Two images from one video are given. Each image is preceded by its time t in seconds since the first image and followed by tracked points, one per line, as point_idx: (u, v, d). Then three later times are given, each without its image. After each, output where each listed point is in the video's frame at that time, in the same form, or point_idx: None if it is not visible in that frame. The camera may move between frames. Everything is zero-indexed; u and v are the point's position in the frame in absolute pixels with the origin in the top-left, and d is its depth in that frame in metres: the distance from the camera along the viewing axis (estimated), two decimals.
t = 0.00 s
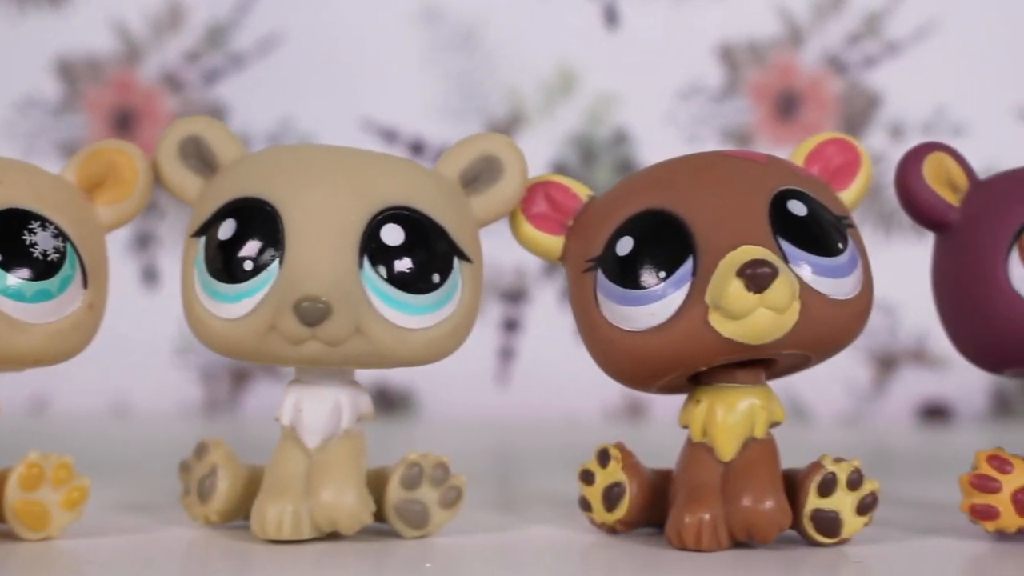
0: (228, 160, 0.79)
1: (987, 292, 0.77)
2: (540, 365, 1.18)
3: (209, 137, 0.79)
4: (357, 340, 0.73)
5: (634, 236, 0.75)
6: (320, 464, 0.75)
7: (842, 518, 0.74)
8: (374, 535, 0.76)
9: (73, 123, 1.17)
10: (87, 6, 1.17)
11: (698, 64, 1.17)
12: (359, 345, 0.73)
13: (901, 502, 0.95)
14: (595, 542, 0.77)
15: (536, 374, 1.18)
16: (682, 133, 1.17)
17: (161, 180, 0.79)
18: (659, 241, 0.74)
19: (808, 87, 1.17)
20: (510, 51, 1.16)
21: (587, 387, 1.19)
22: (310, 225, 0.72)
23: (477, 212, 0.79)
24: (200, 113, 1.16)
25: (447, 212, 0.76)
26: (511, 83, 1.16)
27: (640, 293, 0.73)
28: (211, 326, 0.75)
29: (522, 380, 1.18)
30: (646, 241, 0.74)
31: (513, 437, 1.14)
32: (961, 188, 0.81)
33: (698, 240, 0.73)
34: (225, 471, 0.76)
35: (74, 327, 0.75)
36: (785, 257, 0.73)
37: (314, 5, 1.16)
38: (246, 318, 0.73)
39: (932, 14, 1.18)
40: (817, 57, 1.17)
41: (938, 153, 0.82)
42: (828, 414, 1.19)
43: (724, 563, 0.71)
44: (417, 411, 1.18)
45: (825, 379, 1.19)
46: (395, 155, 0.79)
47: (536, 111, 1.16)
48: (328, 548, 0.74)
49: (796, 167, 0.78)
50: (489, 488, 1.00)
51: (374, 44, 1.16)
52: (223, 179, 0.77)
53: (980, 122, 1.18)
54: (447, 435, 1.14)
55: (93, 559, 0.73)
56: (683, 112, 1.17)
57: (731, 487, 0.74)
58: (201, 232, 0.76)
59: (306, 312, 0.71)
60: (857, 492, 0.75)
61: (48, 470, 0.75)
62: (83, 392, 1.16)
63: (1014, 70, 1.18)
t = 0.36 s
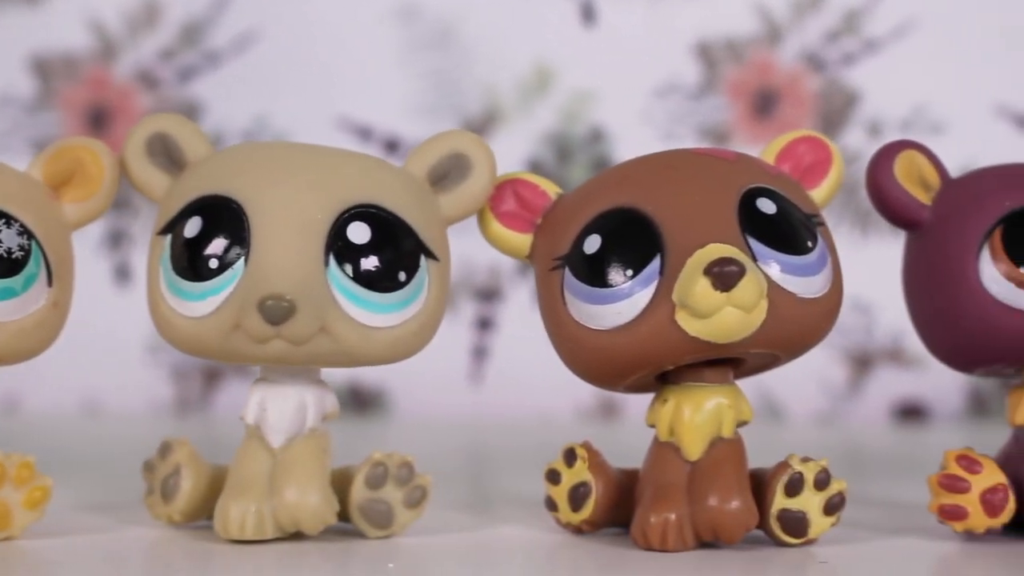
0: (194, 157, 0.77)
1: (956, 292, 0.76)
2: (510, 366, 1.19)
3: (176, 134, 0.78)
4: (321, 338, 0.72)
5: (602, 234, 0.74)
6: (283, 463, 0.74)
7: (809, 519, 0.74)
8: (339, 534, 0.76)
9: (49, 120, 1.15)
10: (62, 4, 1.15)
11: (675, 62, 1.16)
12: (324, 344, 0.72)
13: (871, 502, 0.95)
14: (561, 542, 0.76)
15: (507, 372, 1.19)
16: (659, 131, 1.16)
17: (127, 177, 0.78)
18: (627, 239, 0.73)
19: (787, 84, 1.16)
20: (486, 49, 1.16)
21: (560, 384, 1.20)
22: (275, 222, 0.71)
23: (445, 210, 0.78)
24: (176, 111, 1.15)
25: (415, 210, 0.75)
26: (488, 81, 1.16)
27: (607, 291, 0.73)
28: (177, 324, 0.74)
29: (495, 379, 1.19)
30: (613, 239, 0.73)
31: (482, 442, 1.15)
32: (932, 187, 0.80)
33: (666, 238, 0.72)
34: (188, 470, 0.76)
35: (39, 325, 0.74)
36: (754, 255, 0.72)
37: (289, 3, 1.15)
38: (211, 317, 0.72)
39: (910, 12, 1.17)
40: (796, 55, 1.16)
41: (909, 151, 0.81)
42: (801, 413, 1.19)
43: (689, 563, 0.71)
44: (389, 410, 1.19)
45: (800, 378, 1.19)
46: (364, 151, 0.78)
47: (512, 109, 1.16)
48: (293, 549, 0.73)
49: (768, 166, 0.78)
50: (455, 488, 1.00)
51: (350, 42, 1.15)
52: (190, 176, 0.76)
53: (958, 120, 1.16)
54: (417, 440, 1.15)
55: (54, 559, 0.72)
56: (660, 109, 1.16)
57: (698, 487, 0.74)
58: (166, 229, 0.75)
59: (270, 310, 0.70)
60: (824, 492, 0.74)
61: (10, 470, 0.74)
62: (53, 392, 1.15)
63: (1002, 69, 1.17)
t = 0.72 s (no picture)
0: (162, 155, 0.77)
1: (926, 290, 0.76)
2: (486, 365, 1.20)
3: (145, 132, 0.77)
4: (288, 337, 0.72)
5: (570, 232, 0.73)
6: (251, 462, 0.74)
7: (778, 518, 0.73)
8: (306, 535, 0.75)
9: (26, 117, 1.15)
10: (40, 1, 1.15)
11: (655, 59, 1.16)
12: (291, 342, 0.72)
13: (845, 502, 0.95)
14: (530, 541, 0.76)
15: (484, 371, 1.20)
16: (639, 129, 1.15)
17: (98, 176, 0.77)
18: (596, 237, 0.72)
19: (767, 81, 1.15)
20: (464, 47, 1.15)
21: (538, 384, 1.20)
22: (243, 220, 0.71)
23: (415, 209, 0.77)
24: (154, 109, 1.15)
25: (384, 208, 0.75)
26: (466, 79, 1.15)
27: (576, 289, 0.72)
28: (143, 322, 0.73)
29: (472, 379, 1.20)
30: (582, 237, 0.72)
31: (458, 442, 1.15)
32: (905, 185, 0.80)
33: (635, 236, 0.71)
34: (155, 469, 0.75)
35: (6, 324, 0.73)
36: (724, 254, 0.71)
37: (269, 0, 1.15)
38: (177, 315, 0.71)
39: (892, 10, 1.16)
40: (776, 53, 1.16)
41: (882, 150, 0.80)
42: (781, 412, 1.18)
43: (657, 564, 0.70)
44: (366, 410, 1.19)
45: (780, 377, 1.19)
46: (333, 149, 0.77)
47: (490, 107, 1.15)
48: (260, 549, 0.73)
49: (736, 162, 0.77)
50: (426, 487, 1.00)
51: (328, 39, 1.15)
52: (158, 174, 0.75)
53: (939, 118, 1.16)
54: (393, 439, 1.15)
55: (19, 558, 0.72)
56: (640, 107, 1.16)
57: (667, 486, 0.73)
58: (133, 227, 0.74)
59: (237, 308, 0.69)
60: (793, 492, 0.74)
61: None
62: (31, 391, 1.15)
63: (985, 67, 1.16)
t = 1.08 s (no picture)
0: (130, 154, 0.77)
1: (895, 290, 0.76)
2: (467, 364, 1.20)
3: (113, 131, 0.77)
4: (254, 336, 0.72)
5: (537, 231, 0.73)
6: (218, 460, 0.74)
7: (746, 517, 0.73)
8: (275, 533, 0.75)
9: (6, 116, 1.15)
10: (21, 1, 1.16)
11: (636, 58, 1.16)
12: (258, 341, 0.72)
13: (821, 501, 0.95)
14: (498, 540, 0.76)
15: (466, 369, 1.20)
16: (619, 128, 1.15)
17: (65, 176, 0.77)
18: (563, 236, 0.72)
19: (747, 80, 1.15)
20: (444, 45, 1.15)
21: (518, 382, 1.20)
22: (209, 219, 0.71)
23: (383, 207, 0.77)
24: (134, 108, 1.15)
25: (351, 207, 0.75)
26: (446, 77, 1.15)
27: (543, 288, 0.72)
28: (111, 321, 0.73)
29: (454, 377, 1.20)
30: (549, 236, 0.72)
31: (437, 440, 1.16)
32: (875, 183, 0.79)
33: (601, 235, 0.71)
34: (124, 467, 0.76)
35: None
36: (690, 253, 0.71)
37: None
38: (144, 314, 0.71)
39: (871, 9, 1.16)
40: (755, 52, 1.15)
41: (852, 149, 0.80)
42: (763, 411, 1.19)
43: (624, 562, 0.70)
44: (349, 410, 1.19)
45: (759, 376, 1.20)
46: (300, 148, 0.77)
47: (470, 105, 1.15)
48: (227, 548, 0.73)
49: (702, 159, 0.76)
50: (400, 484, 1.00)
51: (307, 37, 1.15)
52: (126, 173, 0.75)
53: (918, 117, 1.16)
54: (372, 439, 1.15)
55: None
56: (619, 105, 1.16)
57: (634, 486, 0.73)
58: (100, 226, 0.74)
59: (202, 308, 0.69)
60: (762, 490, 0.74)
61: None
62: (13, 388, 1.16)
63: (964, 66, 1.16)
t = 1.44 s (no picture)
0: (98, 153, 0.77)
1: (861, 289, 0.76)
2: (448, 363, 1.21)
3: (81, 131, 0.77)
4: (220, 336, 0.72)
5: (502, 230, 0.73)
6: (185, 459, 0.74)
7: (712, 516, 0.73)
8: (241, 533, 0.75)
9: None
10: None
11: (616, 58, 1.16)
12: (223, 341, 0.72)
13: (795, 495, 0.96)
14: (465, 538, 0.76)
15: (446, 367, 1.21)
16: (598, 129, 1.15)
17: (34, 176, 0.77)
18: (528, 235, 0.72)
19: (726, 79, 1.15)
20: (423, 46, 1.16)
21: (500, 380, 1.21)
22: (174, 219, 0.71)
23: (350, 206, 0.77)
24: (116, 108, 1.15)
25: (318, 206, 0.75)
26: (426, 77, 1.16)
27: (508, 287, 0.72)
28: (77, 321, 0.73)
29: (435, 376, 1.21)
30: (514, 235, 0.72)
31: (417, 435, 1.16)
32: (842, 183, 0.79)
33: (566, 234, 0.71)
34: (92, 466, 0.76)
35: None
36: (655, 252, 0.71)
37: None
38: (110, 313, 0.71)
39: (849, 9, 1.16)
40: (735, 52, 1.16)
41: (820, 149, 0.80)
42: (743, 410, 1.20)
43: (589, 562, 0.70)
44: (330, 408, 1.20)
45: (740, 374, 1.20)
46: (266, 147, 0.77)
47: (450, 104, 1.16)
48: (193, 547, 0.73)
49: (666, 157, 0.77)
50: (376, 481, 1.01)
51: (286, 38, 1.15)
52: (93, 173, 0.75)
53: (898, 115, 1.16)
54: (351, 433, 1.16)
55: None
56: (599, 106, 1.16)
57: (600, 485, 0.73)
58: (66, 225, 0.74)
59: (166, 307, 0.69)
60: (728, 489, 0.74)
61: None
62: None
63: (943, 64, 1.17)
